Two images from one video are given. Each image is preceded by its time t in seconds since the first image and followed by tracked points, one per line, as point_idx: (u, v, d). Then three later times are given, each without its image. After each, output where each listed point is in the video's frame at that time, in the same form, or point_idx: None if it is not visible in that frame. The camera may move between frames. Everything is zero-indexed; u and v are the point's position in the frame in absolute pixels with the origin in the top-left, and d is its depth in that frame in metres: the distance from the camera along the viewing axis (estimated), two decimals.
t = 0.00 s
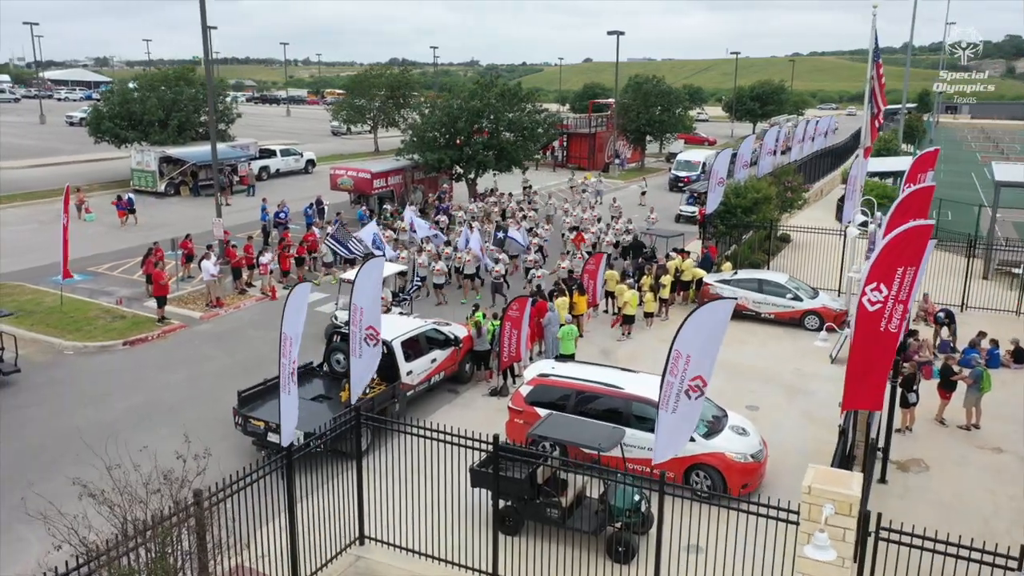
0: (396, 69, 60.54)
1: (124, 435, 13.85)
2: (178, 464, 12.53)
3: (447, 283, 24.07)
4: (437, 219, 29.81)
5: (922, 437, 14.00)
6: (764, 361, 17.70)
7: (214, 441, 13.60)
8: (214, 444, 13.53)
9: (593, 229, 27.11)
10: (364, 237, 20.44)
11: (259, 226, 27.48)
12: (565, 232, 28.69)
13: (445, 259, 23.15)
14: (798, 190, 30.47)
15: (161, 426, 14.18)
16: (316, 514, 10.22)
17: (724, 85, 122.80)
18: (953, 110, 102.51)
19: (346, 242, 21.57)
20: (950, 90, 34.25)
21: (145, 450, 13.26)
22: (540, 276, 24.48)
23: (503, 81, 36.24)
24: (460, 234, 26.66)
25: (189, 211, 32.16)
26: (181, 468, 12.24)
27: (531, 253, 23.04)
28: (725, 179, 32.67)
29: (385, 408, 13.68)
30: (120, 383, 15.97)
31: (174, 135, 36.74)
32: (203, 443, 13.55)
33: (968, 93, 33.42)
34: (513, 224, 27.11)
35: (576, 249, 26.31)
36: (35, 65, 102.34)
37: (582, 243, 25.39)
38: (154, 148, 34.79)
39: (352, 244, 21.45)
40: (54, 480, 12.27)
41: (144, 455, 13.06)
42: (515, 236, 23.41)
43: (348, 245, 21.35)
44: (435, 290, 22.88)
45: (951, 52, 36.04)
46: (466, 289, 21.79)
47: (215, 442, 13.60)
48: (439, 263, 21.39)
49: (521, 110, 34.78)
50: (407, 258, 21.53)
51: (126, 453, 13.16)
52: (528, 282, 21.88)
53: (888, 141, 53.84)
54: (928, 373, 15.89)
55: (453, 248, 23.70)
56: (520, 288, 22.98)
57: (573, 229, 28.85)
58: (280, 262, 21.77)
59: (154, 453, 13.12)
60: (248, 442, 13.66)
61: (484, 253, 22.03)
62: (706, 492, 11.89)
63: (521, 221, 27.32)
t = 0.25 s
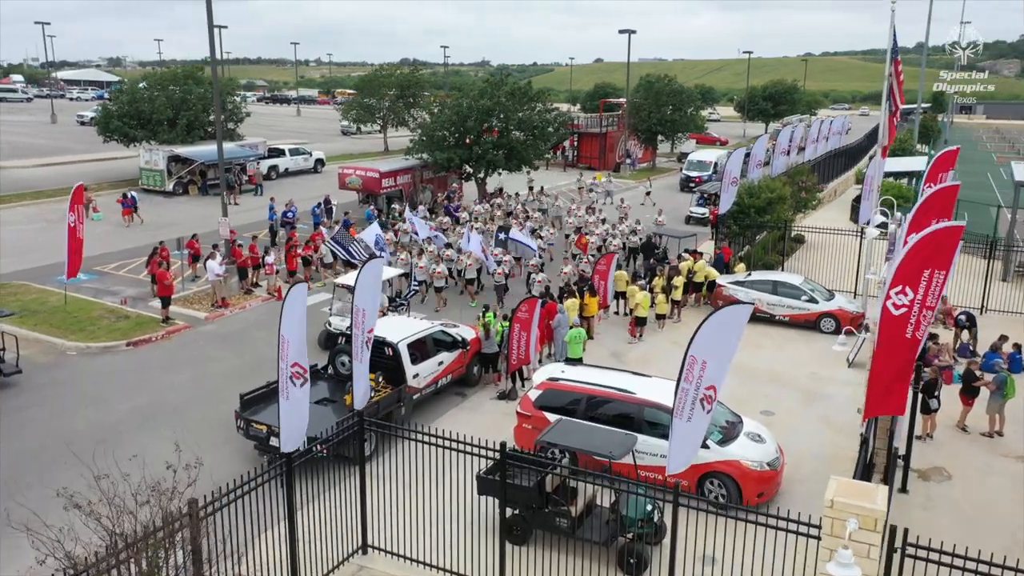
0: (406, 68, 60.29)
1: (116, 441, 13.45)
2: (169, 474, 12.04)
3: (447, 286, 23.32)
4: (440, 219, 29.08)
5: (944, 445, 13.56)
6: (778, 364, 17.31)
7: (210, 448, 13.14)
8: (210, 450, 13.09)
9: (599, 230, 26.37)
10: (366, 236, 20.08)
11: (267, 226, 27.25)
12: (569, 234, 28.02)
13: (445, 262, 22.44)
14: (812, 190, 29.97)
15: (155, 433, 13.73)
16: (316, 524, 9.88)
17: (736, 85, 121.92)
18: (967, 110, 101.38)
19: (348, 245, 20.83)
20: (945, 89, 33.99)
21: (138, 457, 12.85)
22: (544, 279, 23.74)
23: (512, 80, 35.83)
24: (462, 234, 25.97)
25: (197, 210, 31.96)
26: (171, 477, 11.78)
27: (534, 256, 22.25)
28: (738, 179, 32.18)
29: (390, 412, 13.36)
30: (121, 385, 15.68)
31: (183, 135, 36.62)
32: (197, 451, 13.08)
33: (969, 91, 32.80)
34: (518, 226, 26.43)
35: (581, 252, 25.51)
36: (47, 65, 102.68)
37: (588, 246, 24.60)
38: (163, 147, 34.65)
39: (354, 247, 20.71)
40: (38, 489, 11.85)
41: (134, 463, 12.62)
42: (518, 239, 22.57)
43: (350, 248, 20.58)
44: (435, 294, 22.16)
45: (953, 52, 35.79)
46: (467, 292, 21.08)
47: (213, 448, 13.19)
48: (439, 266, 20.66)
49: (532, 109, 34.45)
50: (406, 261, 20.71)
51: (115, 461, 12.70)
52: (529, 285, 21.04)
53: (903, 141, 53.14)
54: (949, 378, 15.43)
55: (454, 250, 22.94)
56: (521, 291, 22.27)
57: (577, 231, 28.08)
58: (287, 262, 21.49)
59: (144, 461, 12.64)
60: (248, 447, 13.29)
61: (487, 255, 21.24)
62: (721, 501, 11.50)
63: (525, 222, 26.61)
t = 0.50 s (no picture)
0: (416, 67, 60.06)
1: (107, 449, 13.09)
2: (160, 484, 11.68)
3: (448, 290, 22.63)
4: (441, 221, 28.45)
5: (967, 453, 13.13)
6: (794, 368, 16.90)
7: (202, 460, 12.76)
8: (204, 462, 12.70)
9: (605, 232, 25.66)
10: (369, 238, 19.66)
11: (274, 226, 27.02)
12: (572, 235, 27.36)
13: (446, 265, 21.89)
14: (827, 190, 29.49)
15: (146, 443, 13.30)
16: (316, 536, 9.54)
17: (749, 85, 121.12)
18: (982, 110, 100.31)
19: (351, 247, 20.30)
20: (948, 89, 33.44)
21: (128, 466, 12.48)
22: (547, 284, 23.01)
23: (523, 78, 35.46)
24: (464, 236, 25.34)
25: (205, 209, 31.79)
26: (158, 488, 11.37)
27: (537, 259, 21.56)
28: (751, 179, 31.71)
29: (396, 417, 13.05)
30: (122, 387, 15.40)
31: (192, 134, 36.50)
32: (188, 464, 12.65)
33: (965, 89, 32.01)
34: (521, 228, 25.77)
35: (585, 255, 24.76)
36: (60, 64, 103.03)
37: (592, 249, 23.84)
38: (171, 146, 34.51)
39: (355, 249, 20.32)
40: (22, 498, 11.48)
41: (128, 471, 12.28)
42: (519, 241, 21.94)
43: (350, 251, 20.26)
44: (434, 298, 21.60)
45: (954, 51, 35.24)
46: (468, 297, 20.49)
47: (207, 459, 12.80)
48: (439, 268, 20.00)
49: (542, 107, 34.13)
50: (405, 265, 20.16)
51: (102, 472, 12.30)
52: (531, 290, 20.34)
53: (919, 141, 52.46)
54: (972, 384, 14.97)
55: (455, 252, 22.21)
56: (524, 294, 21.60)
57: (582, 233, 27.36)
58: (294, 262, 21.20)
59: (131, 472, 12.21)
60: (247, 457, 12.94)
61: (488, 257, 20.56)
62: (736, 511, 11.13)
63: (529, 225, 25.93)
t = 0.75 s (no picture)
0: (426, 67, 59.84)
1: (96, 459, 12.69)
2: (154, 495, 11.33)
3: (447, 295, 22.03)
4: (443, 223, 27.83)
5: (991, 462, 12.71)
6: (810, 372, 16.49)
7: (196, 473, 12.33)
8: (195, 475, 12.27)
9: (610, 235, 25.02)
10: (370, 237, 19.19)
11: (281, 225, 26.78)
12: (577, 237, 26.75)
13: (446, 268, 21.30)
14: (842, 191, 29.00)
15: (138, 452, 12.91)
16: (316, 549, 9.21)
17: (761, 86, 120.37)
18: (998, 111, 99.24)
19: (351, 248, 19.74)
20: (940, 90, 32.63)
21: (117, 478, 12.08)
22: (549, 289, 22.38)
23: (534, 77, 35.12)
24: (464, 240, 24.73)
25: (213, 209, 31.61)
26: (144, 502, 10.94)
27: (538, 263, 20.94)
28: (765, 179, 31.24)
29: (401, 422, 12.73)
30: (124, 390, 15.14)
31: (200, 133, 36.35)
32: (177, 477, 12.21)
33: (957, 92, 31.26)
34: (524, 231, 25.15)
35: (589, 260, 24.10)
36: (73, 65, 103.45)
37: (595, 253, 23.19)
38: (180, 145, 34.35)
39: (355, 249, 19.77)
40: (12, 511, 11.15)
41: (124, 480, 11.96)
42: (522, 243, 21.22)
43: (353, 253, 19.82)
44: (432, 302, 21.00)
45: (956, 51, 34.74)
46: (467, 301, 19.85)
47: (200, 471, 12.39)
48: (439, 273, 19.43)
49: (553, 106, 33.78)
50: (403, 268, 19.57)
51: (87, 485, 11.87)
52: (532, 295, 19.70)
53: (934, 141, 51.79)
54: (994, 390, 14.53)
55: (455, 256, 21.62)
56: (526, 299, 21.02)
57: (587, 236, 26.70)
58: (301, 261, 20.90)
59: (116, 486, 11.77)
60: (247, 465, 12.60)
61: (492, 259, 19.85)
62: (751, 521, 10.75)
63: (532, 229, 25.29)
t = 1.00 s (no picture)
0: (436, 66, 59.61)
1: (84, 468, 12.26)
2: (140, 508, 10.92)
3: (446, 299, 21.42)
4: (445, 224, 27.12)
5: (1015, 472, 12.29)
6: (826, 377, 16.09)
7: (190, 482, 11.91)
8: (186, 487, 11.80)
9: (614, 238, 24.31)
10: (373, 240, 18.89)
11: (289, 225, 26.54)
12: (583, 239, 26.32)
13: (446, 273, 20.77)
14: (857, 191, 28.54)
15: (131, 460, 12.51)
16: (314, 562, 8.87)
17: (773, 86, 119.59)
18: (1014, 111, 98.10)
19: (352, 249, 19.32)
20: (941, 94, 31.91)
21: (107, 488, 11.67)
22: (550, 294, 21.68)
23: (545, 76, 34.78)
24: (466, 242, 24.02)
25: (221, 208, 31.44)
26: (128, 516, 10.45)
27: (540, 266, 20.21)
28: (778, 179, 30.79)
29: (408, 427, 12.42)
30: (126, 391, 14.91)
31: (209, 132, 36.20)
32: (166, 488, 11.75)
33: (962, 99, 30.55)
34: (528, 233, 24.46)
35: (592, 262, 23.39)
36: (85, 65, 103.94)
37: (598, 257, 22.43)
38: (188, 144, 34.18)
39: (358, 251, 19.24)
40: None
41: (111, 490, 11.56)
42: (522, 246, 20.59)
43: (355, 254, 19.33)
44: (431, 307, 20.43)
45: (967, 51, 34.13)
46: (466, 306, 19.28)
47: (193, 481, 11.95)
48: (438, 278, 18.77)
49: (564, 105, 33.42)
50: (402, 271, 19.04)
51: (71, 497, 11.42)
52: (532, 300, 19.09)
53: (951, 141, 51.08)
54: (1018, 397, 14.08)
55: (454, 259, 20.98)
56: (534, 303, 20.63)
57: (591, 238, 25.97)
58: (307, 261, 20.62)
59: (102, 498, 11.31)
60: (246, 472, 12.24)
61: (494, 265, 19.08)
62: (768, 532, 10.39)
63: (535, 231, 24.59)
